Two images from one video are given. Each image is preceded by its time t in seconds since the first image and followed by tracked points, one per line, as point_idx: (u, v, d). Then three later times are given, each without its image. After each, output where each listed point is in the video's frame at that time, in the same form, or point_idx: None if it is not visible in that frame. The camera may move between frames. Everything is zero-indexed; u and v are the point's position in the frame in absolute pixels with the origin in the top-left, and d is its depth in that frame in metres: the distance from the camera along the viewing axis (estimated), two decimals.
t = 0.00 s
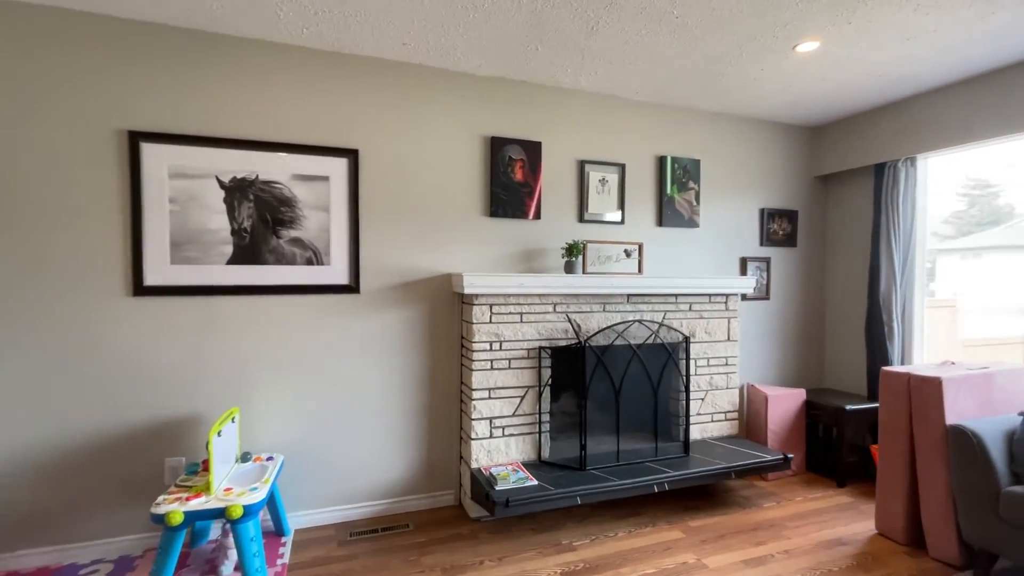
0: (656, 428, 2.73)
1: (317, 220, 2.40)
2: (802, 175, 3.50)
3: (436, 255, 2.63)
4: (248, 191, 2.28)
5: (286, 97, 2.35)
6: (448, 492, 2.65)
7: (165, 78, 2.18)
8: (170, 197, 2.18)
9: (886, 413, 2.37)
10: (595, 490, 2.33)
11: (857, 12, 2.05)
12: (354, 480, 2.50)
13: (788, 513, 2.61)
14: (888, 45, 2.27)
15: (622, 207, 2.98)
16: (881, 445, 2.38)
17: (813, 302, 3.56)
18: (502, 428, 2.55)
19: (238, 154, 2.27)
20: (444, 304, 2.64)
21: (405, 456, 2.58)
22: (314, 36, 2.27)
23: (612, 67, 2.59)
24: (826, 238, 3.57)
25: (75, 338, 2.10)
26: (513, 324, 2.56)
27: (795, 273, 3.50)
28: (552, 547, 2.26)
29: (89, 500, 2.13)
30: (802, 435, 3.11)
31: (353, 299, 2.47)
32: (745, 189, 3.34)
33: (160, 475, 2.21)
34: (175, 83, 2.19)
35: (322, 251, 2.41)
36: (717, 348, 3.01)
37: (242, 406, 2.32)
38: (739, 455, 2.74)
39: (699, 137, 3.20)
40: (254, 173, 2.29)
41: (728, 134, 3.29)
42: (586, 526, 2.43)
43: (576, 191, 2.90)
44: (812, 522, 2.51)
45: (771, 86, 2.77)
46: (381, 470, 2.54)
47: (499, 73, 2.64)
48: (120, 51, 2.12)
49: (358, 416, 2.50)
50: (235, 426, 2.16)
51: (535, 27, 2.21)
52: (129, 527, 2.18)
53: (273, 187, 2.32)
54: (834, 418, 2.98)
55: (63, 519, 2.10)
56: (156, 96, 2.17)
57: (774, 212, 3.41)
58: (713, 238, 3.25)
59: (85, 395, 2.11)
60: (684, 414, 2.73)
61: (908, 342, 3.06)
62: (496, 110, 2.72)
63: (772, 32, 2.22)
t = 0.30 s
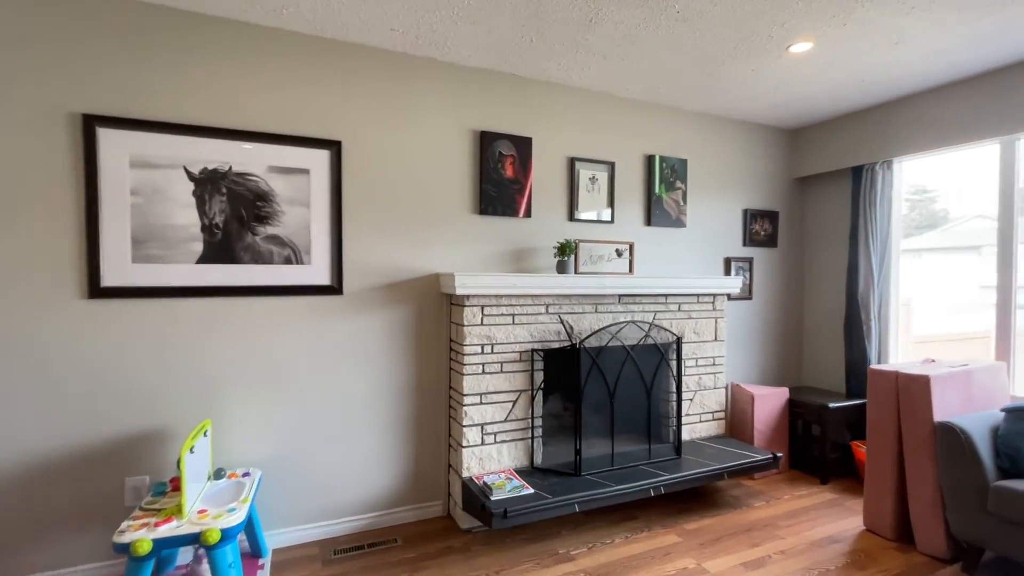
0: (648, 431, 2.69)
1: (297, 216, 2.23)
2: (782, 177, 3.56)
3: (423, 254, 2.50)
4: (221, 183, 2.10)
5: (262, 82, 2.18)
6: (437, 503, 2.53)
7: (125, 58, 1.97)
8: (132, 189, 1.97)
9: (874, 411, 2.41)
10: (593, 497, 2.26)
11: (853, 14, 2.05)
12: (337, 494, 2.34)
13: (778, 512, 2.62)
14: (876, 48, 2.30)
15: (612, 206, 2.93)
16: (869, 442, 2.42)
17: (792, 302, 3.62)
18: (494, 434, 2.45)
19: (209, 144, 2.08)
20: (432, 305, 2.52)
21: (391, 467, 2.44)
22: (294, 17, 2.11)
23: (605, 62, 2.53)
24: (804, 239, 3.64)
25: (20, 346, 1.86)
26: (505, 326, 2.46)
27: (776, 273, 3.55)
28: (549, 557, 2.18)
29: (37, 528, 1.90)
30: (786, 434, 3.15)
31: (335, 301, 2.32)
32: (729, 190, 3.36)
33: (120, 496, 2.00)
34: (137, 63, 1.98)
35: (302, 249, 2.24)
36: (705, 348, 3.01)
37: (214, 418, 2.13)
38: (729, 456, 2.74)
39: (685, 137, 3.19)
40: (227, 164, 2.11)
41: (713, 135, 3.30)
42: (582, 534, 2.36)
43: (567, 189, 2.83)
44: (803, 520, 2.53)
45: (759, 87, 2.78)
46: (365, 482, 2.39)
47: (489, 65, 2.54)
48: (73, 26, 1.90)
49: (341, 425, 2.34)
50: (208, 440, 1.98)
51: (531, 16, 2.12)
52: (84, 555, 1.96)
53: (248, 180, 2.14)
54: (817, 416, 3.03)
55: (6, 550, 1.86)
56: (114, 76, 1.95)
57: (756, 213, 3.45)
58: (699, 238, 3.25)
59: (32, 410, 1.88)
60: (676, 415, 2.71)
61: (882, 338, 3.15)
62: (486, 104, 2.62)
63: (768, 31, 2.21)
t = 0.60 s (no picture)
0: (638, 432, 2.64)
1: (269, 209, 2.05)
2: (760, 176, 3.59)
3: (405, 252, 2.36)
4: (183, 172, 1.90)
5: (228, 61, 1.98)
6: (420, 514, 2.39)
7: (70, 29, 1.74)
8: (78, 176, 1.74)
9: (860, 408, 2.43)
10: (587, 503, 2.18)
11: (845, 12, 2.05)
12: (313, 510, 2.17)
13: (766, 510, 2.62)
14: (863, 48, 2.31)
15: (598, 203, 2.86)
16: (854, 439, 2.44)
17: (769, 300, 3.66)
18: (482, 440, 2.33)
19: (169, 127, 1.87)
20: (415, 306, 2.38)
21: (372, 478, 2.29)
22: None
23: (595, 54, 2.46)
24: (781, 238, 3.69)
25: None
26: (493, 327, 2.35)
27: (754, 272, 3.58)
28: (543, 568, 2.08)
29: None
30: (769, 431, 3.17)
31: (311, 302, 2.14)
32: (711, 189, 3.36)
33: (64, 523, 1.77)
34: (84, 35, 1.76)
35: (275, 245, 2.06)
36: (691, 347, 2.98)
37: (174, 433, 1.92)
38: (717, 456, 2.72)
39: (670, 134, 3.17)
40: (190, 151, 1.91)
41: (696, 133, 3.29)
42: (574, 542, 2.28)
43: (554, 185, 2.74)
44: (791, 519, 2.53)
45: (745, 85, 2.77)
46: (344, 496, 2.23)
47: (476, 53, 2.42)
48: None
49: (318, 435, 2.17)
50: (169, 457, 1.78)
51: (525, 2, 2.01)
52: None
53: (214, 168, 1.94)
54: (797, 413, 3.08)
55: None
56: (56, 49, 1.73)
57: (737, 212, 3.46)
58: (682, 236, 3.23)
59: None
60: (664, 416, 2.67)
61: (858, 333, 3.21)
62: (471, 94, 2.49)
63: (761, 26, 2.18)
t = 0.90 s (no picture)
0: (627, 436, 2.59)
1: (239, 202, 1.87)
2: (737, 177, 3.63)
3: (388, 250, 2.22)
4: (140, 160, 1.70)
5: (192, 39, 1.78)
6: (404, 529, 2.26)
7: None
8: (14, 163, 1.52)
9: (843, 406, 2.46)
10: (581, 512, 2.10)
11: (836, 13, 2.05)
12: (288, 530, 2.00)
13: (753, 510, 2.62)
14: (846, 51, 2.34)
15: (584, 201, 2.80)
16: (839, 436, 2.47)
17: (746, 300, 3.71)
18: (470, 449, 2.22)
19: (123, 110, 1.67)
20: (398, 308, 2.24)
21: (352, 492, 2.13)
22: None
23: (584, 48, 2.38)
24: (756, 238, 3.74)
25: None
26: (481, 330, 2.24)
27: (732, 272, 3.61)
28: None
29: None
30: (750, 430, 3.19)
31: (286, 304, 1.97)
32: (691, 189, 3.37)
33: None
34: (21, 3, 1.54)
35: (245, 242, 1.88)
36: (676, 348, 2.96)
37: (131, 451, 1.72)
38: (704, 457, 2.70)
39: (653, 133, 3.14)
40: (148, 138, 1.71)
41: (677, 132, 3.28)
42: (567, 552, 2.20)
43: (540, 182, 2.66)
44: (778, 518, 2.53)
45: (730, 84, 2.76)
46: (322, 514, 2.07)
47: (461, 41, 2.30)
48: None
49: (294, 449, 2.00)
50: (126, 480, 1.58)
51: None
52: None
53: (175, 157, 1.75)
54: (778, 412, 3.11)
55: None
56: None
57: (716, 212, 3.48)
58: (665, 236, 3.22)
59: None
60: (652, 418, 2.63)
61: (832, 342, 3.28)
62: (456, 85, 2.37)
63: (753, 25, 2.16)
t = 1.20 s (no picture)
0: (618, 437, 2.56)
1: (214, 196, 1.71)
2: (717, 178, 3.68)
3: (375, 248, 2.10)
4: (101, 146, 1.52)
5: (161, 15, 1.62)
6: (393, 542, 2.14)
7: None
8: None
9: (828, 403, 2.51)
10: (579, 518, 2.05)
11: (827, 16, 2.07)
12: (270, 550, 1.85)
13: (741, 509, 2.63)
14: (832, 55, 2.38)
15: (573, 199, 2.75)
16: (824, 432, 2.52)
17: (725, 299, 3.76)
18: (462, 456, 2.13)
19: (83, 90, 1.49)
20: (386, 310, 2.12)
21: (338, 506, 2.00)
22: None
23: (577, 42, 2.33)
24: (734, 239, 3.80)
25: None
26: (473, 332, 2.15)
27: (711, 272, 3.66)
28: None
29: None
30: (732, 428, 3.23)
31: (267, 307, 1.83)
32: (674, 189, 3.38)
33: None
34: None
35: (221, 239, 1.73)
36: (662, 348, 2.96)
37: (92, 472, 1.54)
38: (692, 456, 2.71)
39: (638, 133, 3.13)
40: (112, 122, 1.53)
41: (661, 132, 3.28)
42: (564, 559, 2.14)
43: (530, 179, 2.59)
44: (765, 515, 2.56)
45: (716, 85, 2.78)
46: (307, 531, 1.93)
47: (452, 30, 2.20)
48: None
49: (276, 462, 1.85)
50: (88, 505, 1.41)
51: None
52: None
53: (143, 144, 1.58)
54: (759, 409, 3.16)
55: None
56: None
57: (697, 212, 3.51)
58: (649, 236, 3.22)
59: None
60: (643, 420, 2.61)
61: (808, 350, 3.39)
62: (446, 76, 2.27)
63: (747, 25, 2.16)
